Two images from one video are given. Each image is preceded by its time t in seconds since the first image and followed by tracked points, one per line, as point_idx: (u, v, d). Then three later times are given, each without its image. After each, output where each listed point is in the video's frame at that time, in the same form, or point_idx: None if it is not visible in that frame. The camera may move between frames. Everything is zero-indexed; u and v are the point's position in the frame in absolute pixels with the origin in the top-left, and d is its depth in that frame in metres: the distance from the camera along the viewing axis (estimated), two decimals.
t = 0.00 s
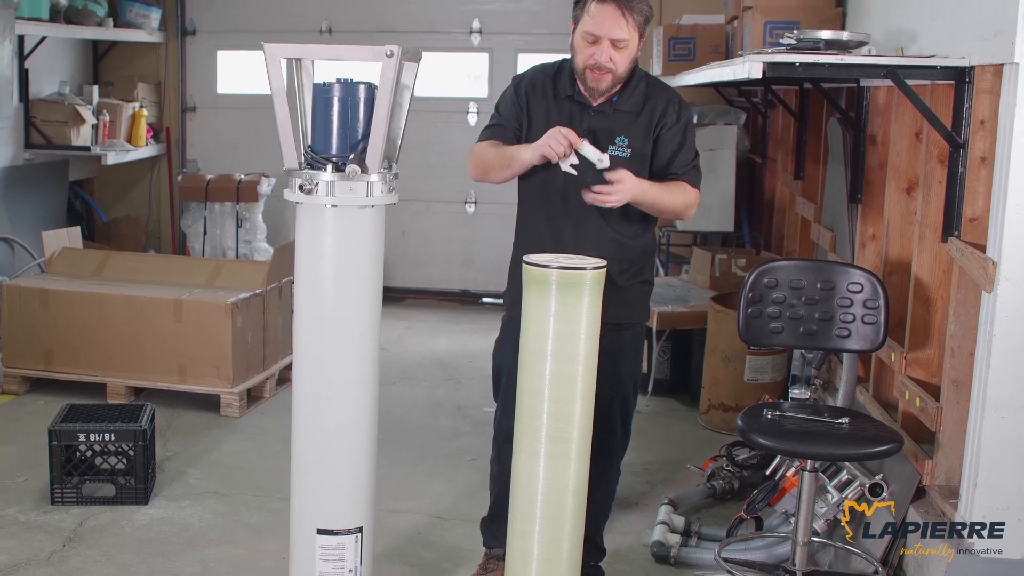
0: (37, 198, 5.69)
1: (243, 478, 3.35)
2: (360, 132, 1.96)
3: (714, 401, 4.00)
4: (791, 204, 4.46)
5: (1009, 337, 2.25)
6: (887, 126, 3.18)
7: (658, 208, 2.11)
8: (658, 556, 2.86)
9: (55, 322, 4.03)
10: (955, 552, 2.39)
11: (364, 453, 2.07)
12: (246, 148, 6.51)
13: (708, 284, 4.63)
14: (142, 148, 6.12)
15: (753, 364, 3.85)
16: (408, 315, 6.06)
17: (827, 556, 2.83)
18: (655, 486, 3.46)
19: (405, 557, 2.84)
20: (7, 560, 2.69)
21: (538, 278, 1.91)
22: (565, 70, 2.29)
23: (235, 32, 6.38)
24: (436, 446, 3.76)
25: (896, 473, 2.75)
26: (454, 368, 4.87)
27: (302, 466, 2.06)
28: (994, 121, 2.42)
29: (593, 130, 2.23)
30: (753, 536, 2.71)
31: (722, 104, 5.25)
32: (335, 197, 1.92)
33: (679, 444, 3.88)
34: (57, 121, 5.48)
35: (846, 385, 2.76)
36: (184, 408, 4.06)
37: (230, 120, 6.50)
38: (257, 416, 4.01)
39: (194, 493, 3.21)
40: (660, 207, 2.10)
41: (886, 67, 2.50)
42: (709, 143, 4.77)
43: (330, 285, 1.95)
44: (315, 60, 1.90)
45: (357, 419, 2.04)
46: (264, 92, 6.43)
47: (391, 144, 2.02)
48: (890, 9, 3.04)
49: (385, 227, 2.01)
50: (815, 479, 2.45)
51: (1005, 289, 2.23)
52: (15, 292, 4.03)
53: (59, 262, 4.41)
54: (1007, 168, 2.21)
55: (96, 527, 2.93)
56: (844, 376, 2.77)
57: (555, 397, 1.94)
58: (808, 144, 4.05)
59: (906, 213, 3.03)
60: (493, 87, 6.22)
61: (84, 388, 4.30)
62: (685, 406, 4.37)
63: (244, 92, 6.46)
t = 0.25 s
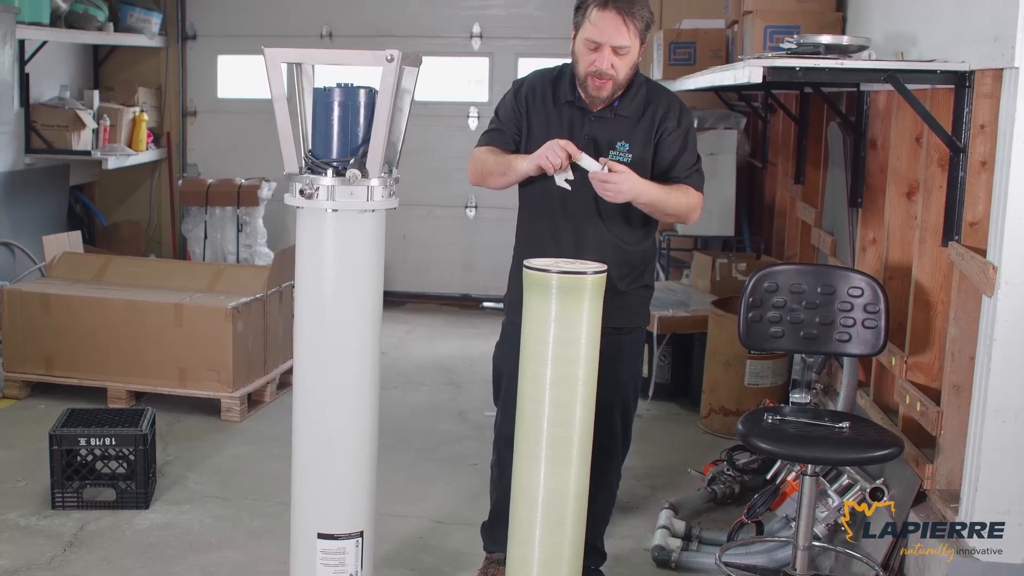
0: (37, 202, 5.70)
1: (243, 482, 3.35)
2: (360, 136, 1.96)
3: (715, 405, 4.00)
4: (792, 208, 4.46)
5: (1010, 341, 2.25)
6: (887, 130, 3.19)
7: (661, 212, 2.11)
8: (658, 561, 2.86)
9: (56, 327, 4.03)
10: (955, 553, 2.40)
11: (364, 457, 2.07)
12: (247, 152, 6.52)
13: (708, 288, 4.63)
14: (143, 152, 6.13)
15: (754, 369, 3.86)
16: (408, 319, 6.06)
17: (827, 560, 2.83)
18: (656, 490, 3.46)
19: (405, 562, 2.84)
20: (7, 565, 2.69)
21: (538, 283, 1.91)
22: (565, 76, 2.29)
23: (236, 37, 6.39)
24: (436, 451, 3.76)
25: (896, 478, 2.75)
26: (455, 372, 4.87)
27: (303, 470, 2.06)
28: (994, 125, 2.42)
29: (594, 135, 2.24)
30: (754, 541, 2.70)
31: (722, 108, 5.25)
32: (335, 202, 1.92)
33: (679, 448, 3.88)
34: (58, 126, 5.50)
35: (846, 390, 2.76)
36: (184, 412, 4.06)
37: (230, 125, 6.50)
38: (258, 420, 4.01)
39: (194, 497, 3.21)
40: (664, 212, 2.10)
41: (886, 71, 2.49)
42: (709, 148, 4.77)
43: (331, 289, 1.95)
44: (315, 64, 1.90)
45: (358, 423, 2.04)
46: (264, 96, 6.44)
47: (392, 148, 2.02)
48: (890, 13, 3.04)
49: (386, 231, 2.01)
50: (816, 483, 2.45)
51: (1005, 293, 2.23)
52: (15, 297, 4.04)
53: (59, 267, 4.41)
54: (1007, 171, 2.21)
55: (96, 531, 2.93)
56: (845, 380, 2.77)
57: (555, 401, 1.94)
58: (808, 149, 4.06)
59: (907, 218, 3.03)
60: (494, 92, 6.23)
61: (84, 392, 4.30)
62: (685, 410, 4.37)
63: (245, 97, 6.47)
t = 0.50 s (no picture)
0: (40, 206, 5.71)
1: (245, 486, 3.35)
2: (363, 139, 1.96)
3: (717, 409, 4.00)
4: (794, 212, 4.47)
5: (1012, 345, 2.25)
6: (890, 134, 3.19)
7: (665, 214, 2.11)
8: (661, 564, 2.86)
9: (59, 330, 4.04)
10: (955, 554, 2.39)
11: (367, 460, 2.07)
12: (250, 156, 6.52)
13: (711, 292, 4.63)
14: (146, 156, 6.14)
15: (756, 373, 3.85)
16: (410, 323, 6.06)
17: (830, 564, 2.83)
18: (659, 494, 3.46)
19: (408, 565, 2.84)
20: (10, 568, 2.69)
21: (541, 286, 1.91)
22: (568, 80, 2.29)
23: (239, 41, 6.40)
24: (438, 454, 3.76)
25: (899, 482, 2.75)
26: (457, 376, 4.87)
27: (306, 473, 2.06)
28: (997, 129, 2.42)
29: (596, 139, 2.24)
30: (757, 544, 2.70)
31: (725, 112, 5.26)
32: (338, 205, 1.92)
33: (682, 451, 3.88)
34: (60, 129, 5.52)
35: (849, 393, 2.76)
36: (186, 416, 4.06)
37: (233, 128, 6.51)
38: (260, 424, 4.01)
39: (197, 501, 3.21)
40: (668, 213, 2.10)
41: (889, 75, 2.51)
42: (712, 151, 4.78)
43: (333, 292, 1.95)
44: (318, 68, 1.90)
45: (360, 426, 2.04)
46: (267, 100, 6.45)
47: (395, 151, 2.02)
48: (893, 17, 3.04)
49: (388, 235, 2.01)
50: (819, 487, 2.45)
51: (1008, 297, 2.23)
52: (18, 300, 4.04)
53: (62, 270, 4.42)
54: (1010, 176, 2.21)
55: (99, 534, 2.93)
56: (847, 383, 2.77)
57: (558, 404, 1.94)
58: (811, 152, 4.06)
59: (909, 221, 3.03)
60: (496, 96, 6.23)
61: (87, 395, 4.30)
62: (688, 413, 4.36)
63: (248, 100, 6.48)
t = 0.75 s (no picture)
0: (42, 207, 5.71)
1: (247, 487, 3.35)
2: (365, 141, 1.96)
3: (719, 410, 3.99)
4: (796, 214, 4.47)
5: (1014, 347, 2.25)
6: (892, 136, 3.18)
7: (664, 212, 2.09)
8: (662, 567, 2.86)
9: (60, 332, 4.04)
10: (954, 554, 2.41)
11: (369, 462, 2.07)
12: (251, 157, 6.53)
13: (712, 294, 4.63)
14: (147, 157, 6.14)
15: (758, 374, 3.85)
16: (412, 324, 6.06)
17: (832, 565, 2.83)
18: (660, 495, 3.46)
19: (409, 567, 2.83)
20: (11, 569, 2.69)
21: (543, 288, 1.90)
22: (571, 83, 2.29)
23: (241, 42, 6.40)
24: (439, 456, 3.76)
25: (901, 483, 2.74)
26: (458, 377, 4.87)
27: (307, 475, 2.06)
28: (999, 130, 2.40)
29: (599, 141, 2.24)
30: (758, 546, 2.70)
31: (727, 114, 5.26)
32: (340, 207, 1.92)
33: (683, 453, 3.87)
34: (62, 131, 5.53)
35: (851, 395, 2.76)
36: (188, 417, 4.06)
37: (235, 130, 6.52)
38: (261, 426, 4.01)
39: (198, 502, 3.21)
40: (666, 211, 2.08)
41: (891, 77, 2.52)
42: (714, 153, 4.77)
43: (335, 294, 1.96)
44: (320, 69, 1.90)
45: (362, 427, 2.04)
46: (269, 101, 6.46)
47: (396, 153, 2.02)
48: (895, 19, 3.04)
49: (390, 237, 2.01)
50: (821, 489, 2.45)
51: (1010, 299, 2.22)
52: (19, 301, 4.04)
53: (63, 272, 4.42)
54: (1012, 178, 2.21)
55: (100, 536, 2.93)
56: (849, 385, 2.76)
57: (559, 406, 1.94)
58: (813, 154, 4.06)
59: (911, 223, 3.03)
60: (498, 97, 6.23)
61: (88, 397, 4.30)
62: (689, 415, 4.36)
63: (250, 101, 6.49)
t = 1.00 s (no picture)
0: (44, 209, 5.72)
1: (249, 490, 3.35)
2: (367, 143, 1.96)
3: (721, 413, 3.99)
4: (798, 217, 4.47)
5: (1016, 350, 2.24)
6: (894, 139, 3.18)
7: (661, 187, 2.09)
8: (664, 569, 2.85)
9: (61, 334, 4.04)
10: (954, 553, 2.42)
11: (370, 464, 2.07)
12: (253, 160, 6.53)
13: (714, 296, 4.62)
14: (149, 160, 6.14)
15: (760, 377, 3.86)
16: (413, 327, 6.06)
17: (835, 569, 2.82)
18: (662, 498, 3.46)
19: (411, 569, 2.83)
20: (12, 571, 2.69)
21: (544, 290, 1.91)
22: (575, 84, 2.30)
23: (242, 45, 6.41)
24: (441, 458, 3.76)
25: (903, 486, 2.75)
26: (460, 380, 4.87)
27: (309, 477, 2.06)
28: (1001, 133, 2.41)
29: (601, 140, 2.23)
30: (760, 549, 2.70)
31: (728, 116, 5.26)
32: (342, 210, 1.93)
33: (685, 456, 3.87)
34: (64, 133, 5.53)
35: (852, 398, 2.75)
36: (189, 419, 4.06)
37: (237, 132, 6.52)
38: (263, 428, 4.01)
39: (199, 504, 3.21)
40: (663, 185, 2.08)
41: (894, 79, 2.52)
42: (715, 155, 4.77)
43: (337, 296, 1.96)
44: (322, 72, 1.90)
45: (364, 429, 2.04)
46: (271, 104, 6.46)
47: (398, 155, 2.02)
48: (897, 22, 3.04)
49: (391, 239, 2.01)
50: (823, 492, 2.44)
51: (1012, 301, 2.22)
52: (20, 303, 4.04)
53: (65, 274, 4.42)
54: (1015, 181, 2.21)
55: (102, 538, 2.93)
56: (851, 388, 2.76)
57: (561, 408, 1.94)
58: (815, 157, 4.06)
59: (913, 226, 3.03)
60: (500, 100, 6.24)
61: (90, 399, 4.30)
62: (691, 418, 4.36)
63: (251, 104, 6.49)
